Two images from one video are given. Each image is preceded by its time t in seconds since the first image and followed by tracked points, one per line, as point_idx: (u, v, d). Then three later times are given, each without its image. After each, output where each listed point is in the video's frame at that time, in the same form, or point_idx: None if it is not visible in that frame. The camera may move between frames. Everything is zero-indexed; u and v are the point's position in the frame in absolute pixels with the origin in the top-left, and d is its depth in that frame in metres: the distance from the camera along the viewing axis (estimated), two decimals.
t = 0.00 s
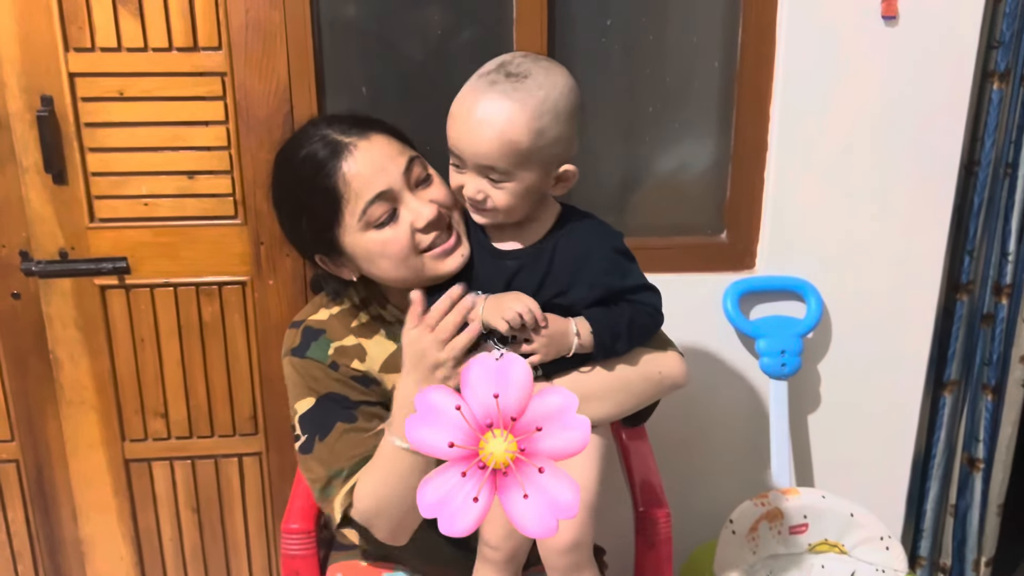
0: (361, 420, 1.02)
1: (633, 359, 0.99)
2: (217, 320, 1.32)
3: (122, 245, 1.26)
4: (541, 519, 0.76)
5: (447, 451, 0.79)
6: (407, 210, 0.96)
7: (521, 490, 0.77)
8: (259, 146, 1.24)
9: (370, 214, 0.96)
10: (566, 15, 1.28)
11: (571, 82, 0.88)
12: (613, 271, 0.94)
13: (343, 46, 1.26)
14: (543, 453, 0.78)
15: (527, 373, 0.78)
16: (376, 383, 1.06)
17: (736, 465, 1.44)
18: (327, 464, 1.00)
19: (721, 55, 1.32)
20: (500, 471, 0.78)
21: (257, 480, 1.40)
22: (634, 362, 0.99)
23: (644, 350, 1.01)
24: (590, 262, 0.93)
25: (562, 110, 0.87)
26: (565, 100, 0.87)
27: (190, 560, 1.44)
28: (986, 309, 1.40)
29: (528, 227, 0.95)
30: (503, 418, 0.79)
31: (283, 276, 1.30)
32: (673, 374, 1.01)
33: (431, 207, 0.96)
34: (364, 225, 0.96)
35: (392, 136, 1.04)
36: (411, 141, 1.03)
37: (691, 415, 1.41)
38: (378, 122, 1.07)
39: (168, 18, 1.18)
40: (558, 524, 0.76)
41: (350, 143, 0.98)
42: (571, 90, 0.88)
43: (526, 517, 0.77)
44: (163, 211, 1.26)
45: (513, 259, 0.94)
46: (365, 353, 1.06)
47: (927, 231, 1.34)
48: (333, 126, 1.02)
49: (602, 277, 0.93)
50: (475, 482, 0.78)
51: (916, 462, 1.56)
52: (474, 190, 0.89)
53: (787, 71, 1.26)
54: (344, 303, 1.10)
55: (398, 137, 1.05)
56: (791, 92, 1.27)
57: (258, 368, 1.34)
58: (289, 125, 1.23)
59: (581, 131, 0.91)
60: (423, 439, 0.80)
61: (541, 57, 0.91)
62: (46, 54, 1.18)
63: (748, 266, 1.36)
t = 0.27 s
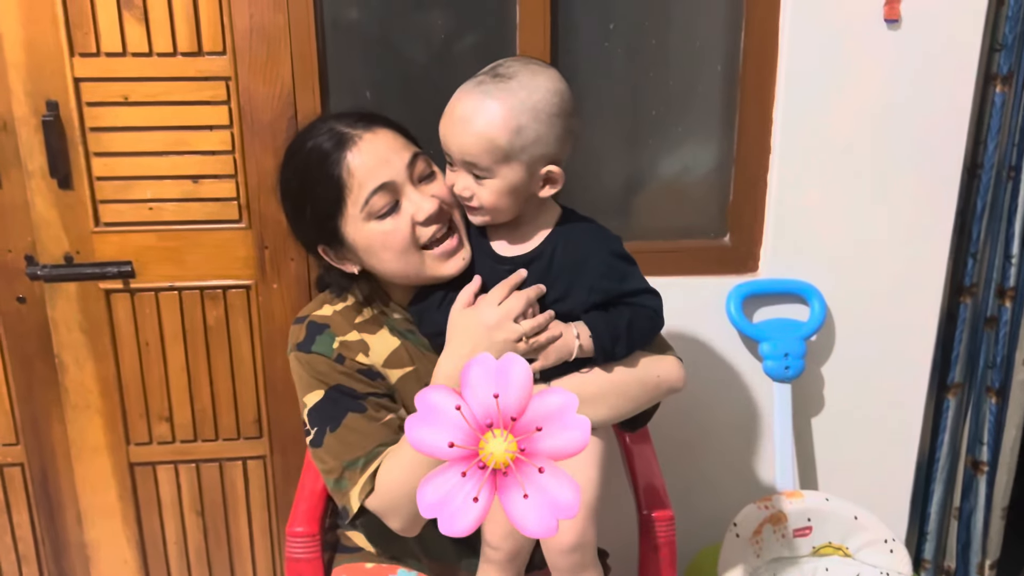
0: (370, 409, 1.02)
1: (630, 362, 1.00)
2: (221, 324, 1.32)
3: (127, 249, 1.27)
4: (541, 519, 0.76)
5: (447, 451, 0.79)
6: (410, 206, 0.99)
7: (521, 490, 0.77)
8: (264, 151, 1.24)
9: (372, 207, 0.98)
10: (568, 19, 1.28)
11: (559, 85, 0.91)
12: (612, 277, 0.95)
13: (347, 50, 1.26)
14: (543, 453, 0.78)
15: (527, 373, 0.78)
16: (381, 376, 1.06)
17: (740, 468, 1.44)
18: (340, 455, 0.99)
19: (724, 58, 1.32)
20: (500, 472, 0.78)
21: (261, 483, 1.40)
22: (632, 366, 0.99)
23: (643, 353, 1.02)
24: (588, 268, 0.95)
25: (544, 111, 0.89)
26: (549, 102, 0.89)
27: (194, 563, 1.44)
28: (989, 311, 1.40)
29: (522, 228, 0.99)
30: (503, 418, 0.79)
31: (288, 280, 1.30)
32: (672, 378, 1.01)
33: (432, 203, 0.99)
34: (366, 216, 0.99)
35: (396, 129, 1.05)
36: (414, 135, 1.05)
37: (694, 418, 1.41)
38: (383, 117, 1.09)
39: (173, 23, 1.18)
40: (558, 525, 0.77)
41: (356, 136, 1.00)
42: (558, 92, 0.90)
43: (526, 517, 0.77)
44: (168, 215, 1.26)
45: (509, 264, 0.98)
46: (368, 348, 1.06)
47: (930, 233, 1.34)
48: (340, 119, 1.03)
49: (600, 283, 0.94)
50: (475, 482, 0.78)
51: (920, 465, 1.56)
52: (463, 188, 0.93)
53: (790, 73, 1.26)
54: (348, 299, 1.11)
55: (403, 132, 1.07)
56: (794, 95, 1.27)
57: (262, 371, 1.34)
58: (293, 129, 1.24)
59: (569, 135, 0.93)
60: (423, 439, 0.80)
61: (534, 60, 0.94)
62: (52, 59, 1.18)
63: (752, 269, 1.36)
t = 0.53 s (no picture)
0: (374, 409, 1.01)
1: (629, 361, 1.00)
2: (224, 327, 1.32)
3: (130, 253, 1.27)
4: (540, 519, 0.76)
5: (447, 451, 0.79)
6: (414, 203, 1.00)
7: (521, 490, 0.77)
8: (266, 155, 1.25)
9: (376, 203, 0.99)
10: (570, 22, 1.28)
11: (552, 92, 0.91)
12: (608, 275, 0.95)
13: (350, 54, 1.26)
14: (543, 453, 0.78)
15: (527, 373, 0.79)
16: (385, 376, 1.06)
17: (742, 471, 1.44)
18: (343, 454, 0.99)
19: (726, 62, 1.32)
20: (500, 472, 0.78)
21: (264, 487, 1.40)
22: (632, 365, 0.99)
23: (643, 354, 1.01)
24: (585, 266, 0.95)
25: (538, 119, 0.89)
26: (542, 110, 0.90)
27: (197, 567, 1.44)
28: (991, 314, 1.39)
29: (520, 229, 1.00)
30: (503, 418, 0.79)
31: (290, 283, 1.30)
32: (671, 377, 1.01)
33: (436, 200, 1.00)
34: (370, 213, 1.00)
35: (401, 130, 1.07)
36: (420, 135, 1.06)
37: (696, 421, 1.41)
38: (389, 117, 1.10)
39: (176, 27, 1.19)
40: (558, 525, 0.77)
41: (362, 135, 1.02)
42: (551, 99, 0.90)
43: (526, 517, 0.77)
44: (171, 219, 1.27)
45: (506, 265, 0.99)
46: (372, 348, 1.07)
47: (931, 236, 1.34)
48: (346, 119, 1.05)
49: (597, 281, 0.95)
50: (475, 482, 0.78)
51: (923, 468, 1.56)
52: (459, 192, 0.94)
53: (792, 77, 1.26)
54: (351, 300, 1.11)
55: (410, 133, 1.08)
56: (795, 98, 1.27)
57: (264, 375, 1.35)
58: (295, 133, 1.24)
59: (564, 141, 0.93)
60: (423, 439, 0.80)
61: (529, 66, 0.94)
62: (55, 64, 1.19)
63: (753, 272, 1.36)
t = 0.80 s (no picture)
0: (374, 408, 1.01)
1: (629, 362, 1.00)
2: (225, 330, 1.32)
3: (131, 256, 1.27)
4: (540, 519, 0.77)
5: (447, 451, 0.79)
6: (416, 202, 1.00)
7: (521, 490, 0.77)
8: (267, 157, 1.25)
9: (379, 201, 1.00)
10: (570, 25, 1.29)
11: (546, 99, 0.91)
12: (608, 277, 0.95)
13: (350, 57, 1.27)
14: (543, 453, 0.78)
15: (527, 373, 0.79)
16: (386, 376, 1.06)
17: (742, 472, 1.44)
18: (342, 452, 0.99)
19: (726, 64, 1.32)
20: (500, 472, 0.78)
21: (265, 489, 1.40)
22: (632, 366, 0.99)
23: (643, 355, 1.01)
24: (585, 268, 0.96)
25: (530, 125, 0.89)
26: (535, 116, 0.90)
27: (197, 569, 1.44)
28: (992, 316, 1.39)
29: (520, 232, 1.00)
30: (503, 418, 0.80)
31: (290, 285, 1.31)
32: (671, 378, 1.01)
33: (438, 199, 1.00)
34: (373, 211, 1.00)
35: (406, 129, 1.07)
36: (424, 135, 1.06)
37: (696, 422, 1.41)
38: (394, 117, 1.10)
39: (177, 30, 1.19)
40: (558, 525, 0.77)
41: (366, 133, 1.02)
42: (545, 106, 0.90)
43: (526, 517, 0.77)
44: (171, 221, 1.27)
45: (508, 265, 0.99)
46: (374, 347, 1.07)
47: (931, 238, 1.34)
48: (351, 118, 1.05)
49: (597, 282, 0.95)
50: (475, 482, 0.78)
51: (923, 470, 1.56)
52: (457, 198, 0.95)
53: (792, 79, 1.26)
54: (353, 299, 1.11)
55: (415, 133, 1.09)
56: (795, 101, 1.27)
57: (265, 377, 1.35)
58: (296, 136, 1.24)
59: (558, 147, 0.93)
60: (424, 439, 0.80)
61: (525, 72, 0.94)
62: (56, 67, 1.19)
63: (753, 274, 1.36)
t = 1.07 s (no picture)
0: (374, 406, 1.01)
1: (629, 362, 1.00)
2: (225, 331, 1.32)
3: (131, 257, 1.27)
4: (541, 519, 0.77)
5: (447, 451, 0.79)
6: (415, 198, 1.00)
7: (521, 490, 0.77)
8: (267, 158, 1.25)
9: (377, 197, 1.00)
10: (570, 26, 1.29)
11: (544, 101, 0.91)
12: (609, 277, 0.95)
13: (350, 58, 1.27)
14: (544, 453, 0.78)
15: (527, 372, 0.79)
16: (386, 374, 1.06)
17: (742, 473, 1.44)
18: (342, 449, 0.99)
19: (725, 65, 1.32)
20: (500, 472, 0.78)
21: (265, 490, 1.40)
22: (632, 366, 0.99)
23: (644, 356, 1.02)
24: (586, 268, 0.96)
25: (527, 127, 0.89)
26: (531, 118, 0.90)
27: (197, 570, 1.44)
28: (992, 317, 1.39)
29: (520, 234, 1.00)
30: (503, 418, 0.80)
31: (291, 287, 1.31)
32: (671, 379, 1.01)
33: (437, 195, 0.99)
34: (372, 206, 1.00)
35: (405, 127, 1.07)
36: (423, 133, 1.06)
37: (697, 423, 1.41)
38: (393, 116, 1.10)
39: (177, 31, 1.19)
40: (558, 524, 0.77)
41: (365, 131, 1.02)
42: (542, 108, 0.90)
43: (526, 517, 0.77)
44: (171, 223, 1.27)
45: (509, 266, 0.99)
46: (375, 345, 1.07)
47: (931, 239, 1.34)
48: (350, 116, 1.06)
49: (597, 282, 0.95)
50: (475, 482, 0.78)
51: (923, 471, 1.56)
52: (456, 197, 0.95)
53: (791, 80, 1.26)
54: (355, 297, 1.12)
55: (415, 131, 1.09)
56: (794, 102, 1.27)
57: (265, 378, 1.35)
58: (296, 137, 1.24)
59: (555, 149, 0.93)
60: (424, 439, 0.80)
61: (524, 74, 0.94)
62: (56, 68, 1.19)
63: (754, 275, 1.36)
